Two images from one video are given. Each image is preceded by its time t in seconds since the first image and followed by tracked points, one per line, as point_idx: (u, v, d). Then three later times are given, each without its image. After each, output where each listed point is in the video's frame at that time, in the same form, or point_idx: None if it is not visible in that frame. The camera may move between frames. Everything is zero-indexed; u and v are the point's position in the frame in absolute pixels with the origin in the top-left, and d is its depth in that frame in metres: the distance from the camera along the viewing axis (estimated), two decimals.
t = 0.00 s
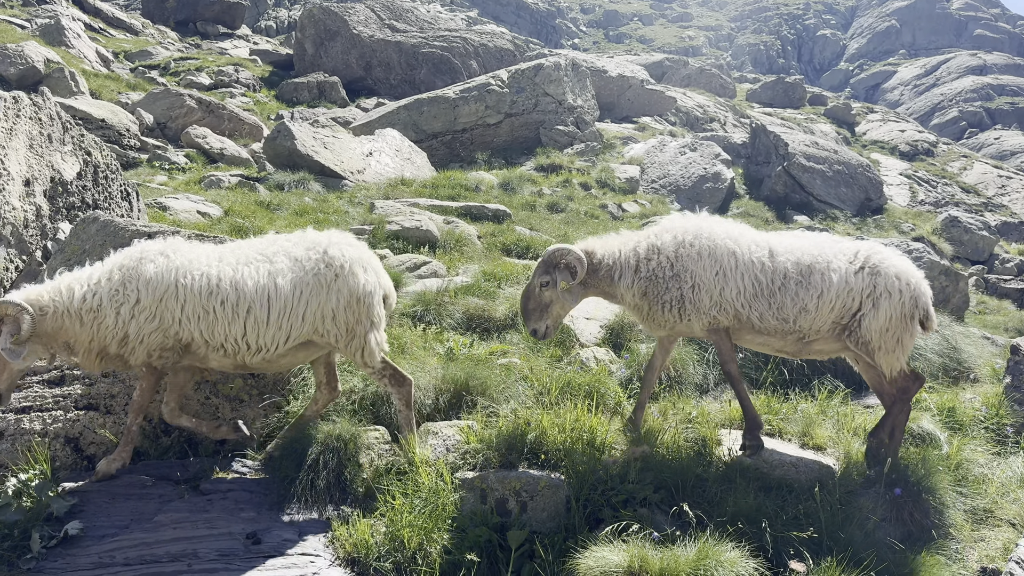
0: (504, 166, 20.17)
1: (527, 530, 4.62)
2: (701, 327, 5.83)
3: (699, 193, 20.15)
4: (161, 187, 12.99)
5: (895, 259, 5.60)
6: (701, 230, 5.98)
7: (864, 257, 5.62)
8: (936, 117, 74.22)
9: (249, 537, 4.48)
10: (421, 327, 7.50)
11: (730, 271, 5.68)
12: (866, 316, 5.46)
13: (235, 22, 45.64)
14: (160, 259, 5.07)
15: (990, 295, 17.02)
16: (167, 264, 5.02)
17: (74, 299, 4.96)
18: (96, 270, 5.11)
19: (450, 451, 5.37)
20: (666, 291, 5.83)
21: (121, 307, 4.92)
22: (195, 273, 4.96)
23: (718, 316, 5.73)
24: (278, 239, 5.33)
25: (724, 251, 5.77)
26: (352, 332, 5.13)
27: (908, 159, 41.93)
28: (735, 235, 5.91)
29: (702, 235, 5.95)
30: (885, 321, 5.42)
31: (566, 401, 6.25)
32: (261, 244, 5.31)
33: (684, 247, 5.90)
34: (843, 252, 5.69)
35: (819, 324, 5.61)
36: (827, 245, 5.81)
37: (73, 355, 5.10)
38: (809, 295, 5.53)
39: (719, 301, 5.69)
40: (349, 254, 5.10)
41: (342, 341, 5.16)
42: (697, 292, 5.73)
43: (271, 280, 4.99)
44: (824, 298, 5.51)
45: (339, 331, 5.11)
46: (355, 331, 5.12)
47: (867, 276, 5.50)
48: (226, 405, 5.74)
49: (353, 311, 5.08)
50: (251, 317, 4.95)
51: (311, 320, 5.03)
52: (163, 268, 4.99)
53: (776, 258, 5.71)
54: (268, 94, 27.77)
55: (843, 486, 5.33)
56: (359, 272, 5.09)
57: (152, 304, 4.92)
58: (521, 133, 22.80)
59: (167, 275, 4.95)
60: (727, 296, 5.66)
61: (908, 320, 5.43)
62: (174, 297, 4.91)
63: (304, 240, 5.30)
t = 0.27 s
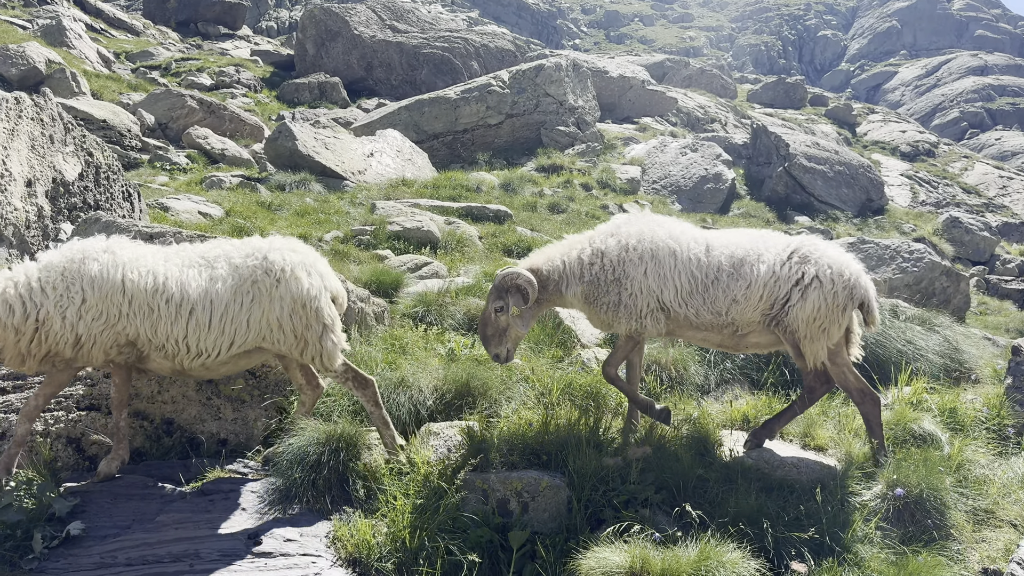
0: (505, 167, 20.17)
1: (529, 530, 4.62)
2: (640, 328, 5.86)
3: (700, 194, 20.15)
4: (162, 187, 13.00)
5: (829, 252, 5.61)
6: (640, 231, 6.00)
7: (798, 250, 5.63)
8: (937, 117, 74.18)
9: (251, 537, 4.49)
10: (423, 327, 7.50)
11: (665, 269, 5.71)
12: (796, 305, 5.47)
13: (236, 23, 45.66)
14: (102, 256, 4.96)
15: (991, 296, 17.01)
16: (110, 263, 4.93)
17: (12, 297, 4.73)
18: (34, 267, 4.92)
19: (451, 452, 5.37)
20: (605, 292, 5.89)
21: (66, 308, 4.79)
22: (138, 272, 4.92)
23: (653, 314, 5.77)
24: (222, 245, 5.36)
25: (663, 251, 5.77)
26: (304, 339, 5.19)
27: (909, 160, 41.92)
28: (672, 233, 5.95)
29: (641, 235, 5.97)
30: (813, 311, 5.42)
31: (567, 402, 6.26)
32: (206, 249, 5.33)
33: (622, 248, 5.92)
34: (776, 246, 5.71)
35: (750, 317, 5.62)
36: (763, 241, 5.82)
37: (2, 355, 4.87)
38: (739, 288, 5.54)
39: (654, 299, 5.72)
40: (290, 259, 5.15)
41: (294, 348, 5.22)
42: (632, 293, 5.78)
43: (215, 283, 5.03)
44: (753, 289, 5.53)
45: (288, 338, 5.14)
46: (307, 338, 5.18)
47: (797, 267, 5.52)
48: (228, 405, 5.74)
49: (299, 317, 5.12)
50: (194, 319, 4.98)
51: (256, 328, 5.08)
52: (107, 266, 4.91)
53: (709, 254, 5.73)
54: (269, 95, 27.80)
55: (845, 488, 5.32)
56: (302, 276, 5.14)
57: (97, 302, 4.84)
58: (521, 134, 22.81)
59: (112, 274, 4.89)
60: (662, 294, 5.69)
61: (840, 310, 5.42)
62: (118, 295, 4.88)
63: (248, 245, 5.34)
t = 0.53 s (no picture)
0: (506, 168, 20.18)
1: (530, 531, 4.62)
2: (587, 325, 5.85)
3: (701, 195, 20.16)
4: (163, 189, 13.00)
5: (770, 232, 5.64)
6: (582, 229, 6.04)
7: (739, 235, 5.65)
8: (938, 118, 74.19)
9: (252, 539, 4.49)
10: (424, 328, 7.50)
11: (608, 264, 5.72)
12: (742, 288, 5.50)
13: (238, 24, 45.69)
14: (26, 266, 4.64)
15: (992, 298, 17.01)
16: (36, 271, 4.62)
17: None
18: None
19: (452, 453, 5.37)
20: (550, 292, 5.92)
21: None
22: (66, 276, 4.64)
23: (599, 309, 5.78)
24: (152, 242, 5.07)
25: (606, 248, 5.78)
26: (230, 330, 4.92)
27: (910, 161, 41.91)
28: (614, 229, 5.97)
29: (582, 233, 6.02)
30: (759, 294, 5.46)
31: (568, 403, 6.26)
32: (137, 247, 5.04)
33: (567, 246, 5.96)
34: (718, 233, 5.74)
35: (698, 304, 5.62)
36: (705, 229, 5.85)
37: None
38: (684, 276, 5.56)
39: (600, 294, 5.73)
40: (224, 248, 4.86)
41: (229, 341, 4.95)
42: (577, 290, 5.80)
43: (146, 279, 4.74)
44: (698, 277, 5.54)
45: (217, 327, 4.85)
46: (232, 328, 4.90)
47: (740, 251, 5.55)
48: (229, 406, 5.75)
49: (229, 304, 4.83)
50: (123, 318, 4.69)
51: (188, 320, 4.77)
52: (32, 275, 4.60)
53: (651, 246, 5.75)
54: (270, 96, 27.82)
55: (846, 489, 5.33)
56: (236, 263, 4.87)
57: (27, 313, 4.53)
58: (522, 135, 22.82)
59: (39, 282, 4.58)
60: (607, 289, 5.69)
61: (787, 290, 5.46)
62: (49, 303, 4.56)
63: (180, 238, 5.06)
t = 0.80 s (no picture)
0: (507, 170, 20.19)
1: (532, 533, 4.63)
2: (540, 323, 5.81)
3: (702, 197, 20.15)
4: (164, 191, 13.01)
5: (713, 226, 5.74)
6: (528, 226, 6.00)
7: (684, 231, 5.73)
8: (939, 120, 74.16)
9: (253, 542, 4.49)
10: (425, 330, 7.49)
11: (558, 264, 5.69)
12: (689, 284, 5.61)
13: (239, 26, 45.75)
14: None
15: (993, 299, 17.00)
16: None
17: None
18: None
19: (452, 456, 5.37)
20: (499, 291, 5.84)
21: None
22: None
23: (550, 309, 5.74)
24: (80, 253, 5.04)
25: (553, 248, 5.74)
26: (169, 337, 5.00)
27: (911, 162, 41.92)
28: (561, 228, 5.94)
29: (527, 231, 5.97)
30: (705, 289, 5.58)
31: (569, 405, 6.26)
32: (64, 260, 5.01)
33: (513, 244, 5.91)
34: (662, 229, 5.79)
35: (647, 301, 5.69)
36: (648, 226, 5.90)
37: None
38: (635, 276, 5.60)
39: (550, 293, 5.70)
40: (154, 251, 4.87)
41: (167, 342, 5.00)
42: (527, 290, 5.74)
43: (76, 295, 4.75)
44: (646, 275, 5.59)
45: (155, 336, 4.95)
46: (171, 334, 4.98)
47: (685, 248, 5.63)
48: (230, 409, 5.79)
49: (167, 310, 4.89)
50: (56, 337, 4.70)
51: (123, 329, 4.83)
52: None
53: (598, 244, 5.76)
54: (271, 98, 27.86)
55: (847, 491, 5.32)
56: (167, 265, 4.89)
57: None
58: (523, 137, 22.83)
59: None
60: (558, 289, 5.67)
61: (731, 284, 5.59)
62: None
63: (108, 246, 5.04)
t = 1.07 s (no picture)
0: (508, 173, 20.21)
1: (533, 536, 4.63)
2: (497, 327, 5.76)
3: (704, 199, 20.15)
4: (167, 194, 13.03)
5: (661, 229, 5.91)
6: (481, 231, 5.89)
7: (636, 237, 5.85)
8: (941, 122, 74.19)
9: (256, 544, 4.50)
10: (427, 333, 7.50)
11: (518, 270, 5.65)
12: (643, 288, 5.75)
13: (241, 29, 45.85)
14: None
15: (996, 301, 17.00)
16: None
17: None
18: None
19: (454, 459, 5.37)
20: (457, 296, 5.72)
21: None
22: None
23: (510, 314, 5.71)
24: None
25: (512, 252, 5.70)
26: (85, 340, 4.82)
27: (913, 164, 41.90)
28: (515, 232, 5.90)
29: (481, 235, 5.87)
30: (660, 294, 5.74)
31: (572, 408, 6.26)
32: None
33: (470, 249, 5.78)
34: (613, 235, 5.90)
35: (604, 307, 5.76)
36: (598, 233, 5.98)
37: None
38: (593, 283, 5.65)
39: (509, 299, 5.66)
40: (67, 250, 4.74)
41: (76, 346, 4.81)
42: (486, 293, 5.66)
43: None
44: (604, 282, 5.67)
45: (68, 338, 4.75)
46: (87, 338, 4.81)
47: (638, 254, 5.76)
48: (233, 412, 5.82)
49: (83, 311, 4.74)
50: None
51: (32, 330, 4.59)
52: None
53: (554, 250, 5.77)
54: (273, 101, 27.91)
55: (849, 493, 5.32)
56: (81, 264, 4.76)
57: None
58: (525, 139, 22.85)
59: None
60: (519, 293, 5.64)
61: (683, 287, 5.75)
62: None
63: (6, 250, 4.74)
